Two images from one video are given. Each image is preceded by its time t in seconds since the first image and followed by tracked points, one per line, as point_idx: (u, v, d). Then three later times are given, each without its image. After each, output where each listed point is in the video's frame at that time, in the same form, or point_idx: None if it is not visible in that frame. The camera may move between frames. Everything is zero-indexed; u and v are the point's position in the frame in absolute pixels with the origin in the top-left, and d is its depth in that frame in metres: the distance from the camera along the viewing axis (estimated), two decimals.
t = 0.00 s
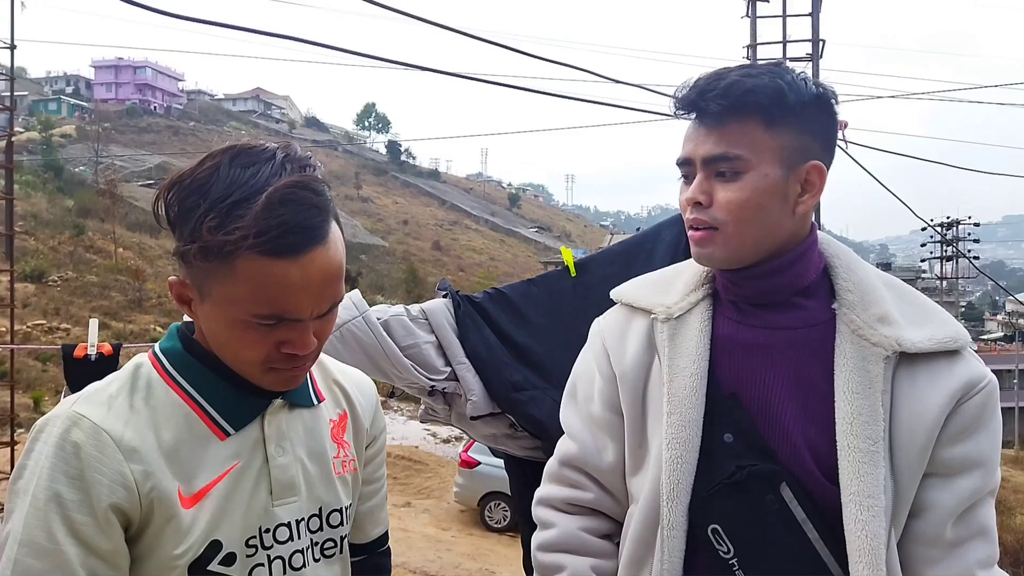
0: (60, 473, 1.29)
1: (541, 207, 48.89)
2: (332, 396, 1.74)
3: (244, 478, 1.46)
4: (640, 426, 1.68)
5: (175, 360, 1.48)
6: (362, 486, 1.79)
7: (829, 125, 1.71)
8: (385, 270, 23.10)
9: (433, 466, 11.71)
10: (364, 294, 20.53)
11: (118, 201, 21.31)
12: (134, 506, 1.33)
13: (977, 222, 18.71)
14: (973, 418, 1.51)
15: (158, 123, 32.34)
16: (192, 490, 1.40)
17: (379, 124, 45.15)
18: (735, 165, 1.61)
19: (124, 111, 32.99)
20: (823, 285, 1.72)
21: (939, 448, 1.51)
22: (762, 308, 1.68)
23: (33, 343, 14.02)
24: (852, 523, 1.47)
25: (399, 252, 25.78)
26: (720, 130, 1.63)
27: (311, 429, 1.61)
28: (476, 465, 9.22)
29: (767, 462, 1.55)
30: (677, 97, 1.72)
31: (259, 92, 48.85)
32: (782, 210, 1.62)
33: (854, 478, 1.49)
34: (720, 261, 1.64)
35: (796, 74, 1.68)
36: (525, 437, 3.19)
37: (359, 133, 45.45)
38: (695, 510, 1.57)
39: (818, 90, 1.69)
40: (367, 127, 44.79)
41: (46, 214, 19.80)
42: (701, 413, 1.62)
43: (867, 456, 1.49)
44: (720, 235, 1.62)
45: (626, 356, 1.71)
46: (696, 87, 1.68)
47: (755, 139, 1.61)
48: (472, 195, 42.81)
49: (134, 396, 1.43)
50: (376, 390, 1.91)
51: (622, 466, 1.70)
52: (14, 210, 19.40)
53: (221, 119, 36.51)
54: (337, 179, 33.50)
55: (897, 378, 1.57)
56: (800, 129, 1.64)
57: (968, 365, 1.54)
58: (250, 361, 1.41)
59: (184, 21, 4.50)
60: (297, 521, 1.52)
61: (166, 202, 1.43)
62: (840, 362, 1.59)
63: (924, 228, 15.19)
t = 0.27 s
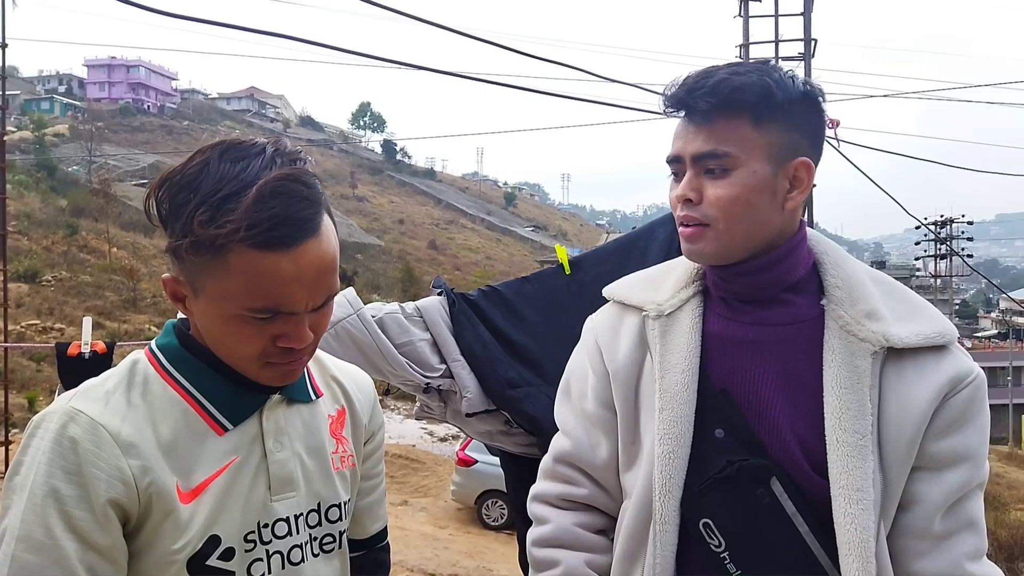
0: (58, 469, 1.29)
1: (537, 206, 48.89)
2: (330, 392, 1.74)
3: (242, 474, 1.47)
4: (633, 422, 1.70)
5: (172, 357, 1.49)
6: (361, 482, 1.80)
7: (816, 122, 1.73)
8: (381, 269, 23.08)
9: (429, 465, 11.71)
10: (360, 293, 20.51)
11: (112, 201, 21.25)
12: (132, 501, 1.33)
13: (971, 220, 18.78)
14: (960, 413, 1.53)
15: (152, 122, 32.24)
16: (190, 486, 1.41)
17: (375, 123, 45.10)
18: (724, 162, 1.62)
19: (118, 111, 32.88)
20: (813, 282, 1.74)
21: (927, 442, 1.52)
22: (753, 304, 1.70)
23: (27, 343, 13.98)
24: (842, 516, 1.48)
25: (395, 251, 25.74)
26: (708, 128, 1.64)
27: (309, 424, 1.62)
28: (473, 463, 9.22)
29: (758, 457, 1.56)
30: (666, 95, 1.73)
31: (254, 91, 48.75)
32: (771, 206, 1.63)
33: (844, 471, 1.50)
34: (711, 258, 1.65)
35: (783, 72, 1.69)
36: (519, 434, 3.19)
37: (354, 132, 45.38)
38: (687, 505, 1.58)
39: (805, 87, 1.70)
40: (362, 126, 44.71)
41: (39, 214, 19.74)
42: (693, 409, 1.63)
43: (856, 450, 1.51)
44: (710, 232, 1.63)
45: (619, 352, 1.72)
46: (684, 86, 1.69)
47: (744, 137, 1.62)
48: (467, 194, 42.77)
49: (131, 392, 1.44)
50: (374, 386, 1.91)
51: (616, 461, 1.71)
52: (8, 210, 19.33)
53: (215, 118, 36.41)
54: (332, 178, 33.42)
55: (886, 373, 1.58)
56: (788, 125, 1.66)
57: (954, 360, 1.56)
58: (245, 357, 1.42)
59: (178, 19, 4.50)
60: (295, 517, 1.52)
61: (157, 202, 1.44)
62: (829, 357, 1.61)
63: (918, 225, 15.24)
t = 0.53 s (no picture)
0: (52, 474, 1.29)
1: (531, 204, 48.93)
2: (325, 394, 1.74)
3: (238, 477, 1.47)
4: (625, 422, 1.70)
5: (165, 360, 1.48)
6: (357, 484, 1.80)
7: (802, 122, 1.73)
8: (374, 268, 23.06)
9: (424, 465, 11.71)
10: (353, 293, 20.47)
11: (105, 201, 21.16)
12: (127, 506, 1.33)
13: (963, 216, 18.86)
14: (950, 410, 1.53)
15: (144, 122, 32.12)
16: (185, 491, 1.40)
17: (368, 122, 45.01)
18: (712, 162, 1.62)
19: (110, 111, 32.75)
20: (802, 280, 1.74)
21: (917, 439, 1.53)
22: (745, 304, 1.70)
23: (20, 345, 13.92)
24: (833, 514, 1.49)
25: (389, 251, 25.71)
26: (697, 129, 1.64)
27: (305, 426, 1.62)
28: (468, 463, 9.23)
29: (750, 456, 1.57)
30: (654, 96, 1.73)
31: (246, 90, 48.60)
32: (760, 207, 1.64)
33: (835, 469, 1.51)
34: (700, 259, 1.65)
35: (770, 72, 1.70)
36: (513, 434, 3.21)
37: (347, 131, 45.30)
38: (681, 505, 1.58)
39: (791, 87, 1.71)
40: (355, 125, 44.61)
41: (31, 216, 19.64)
42: (685, 409, 1.63)
43: (846, 448, 1.51)
44: (701, 232, 1.63)
45: (611, 353, 1.73)
46: (673, 87, 1.69)
47: (732, 138, 1.63)
48: (461, 192, 42.75)
49: (125, 395, 1.44)
50: (369, 387, 1.91)
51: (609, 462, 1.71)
52: None
53: (208, 118, 36.28)
54: (326, 177, 33.34)
55: (875, 370, 1.59)
56: (775, 126, 1.66)
57: (943, 356, 1.57)
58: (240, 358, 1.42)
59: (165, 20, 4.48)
60: (291, 520, 1.52)
61: (145, 207, 1.44)
62: (819, 356, 1.61)
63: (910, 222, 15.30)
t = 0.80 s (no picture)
0: (47, 476, 1.29)
1: (524, 204, 48.99)
2: (320, 394, 1.75)
3: (233, 478, 1.48)
4: (612, 422, 1.72)
5: (160, 362, 1.49)
6: (352, 484, 1.81)
7: (802, 154, 1.73)
8: (368, 268, 23.06)
9: (417, 465, 11.72)
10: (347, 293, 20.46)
11: (97, 202, 21.09)
12: (122, 506, 1.34)
13: (954, 215, 18.96)
14: (931, 400, 1.55)
15: (136, 123, 32.05)
16: (180, 491, 1.41)
17: (361, 122, 44.98)
18: (700, 179, 1.62)
19: (102, 111, 32.65)
20: (783, 279, 1.76)
21: (900, 431, 1.55)
22: (726, 306, 1.72)
23: (12, 346, 13.86)
24: (816, 509, 1.51)
25: (382, 251, 25.70)
26: (696, 140, 1.62)
27: (299, 427, 1.63)
28: (461, 463, 9.24)
29: (737, 455, 1.59)
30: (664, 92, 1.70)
31: (239, 91, 48.51)
32: (738, 230, 1.64)
33: (817, 466, 1.53)
34: (669, 269, 1.67)
35: (785, 98, 1.67)
36: (506, 434, 3.24)
37: (341, 132, 45.26)
38: (672, 504, 1.60)
39: (802, 119, 1.69)
40: (349, 125, 44.58)
41: (23, 217, 19.57)
42: (672, 408, 1.65)
43: (826, 444, 1.54)
44: (674, 245, 1.64)
45: (597, 354, 1.74)
46: (687, 90, 1.66)
47: (728, 159, 1.62)
48: (455, 193, 42.77)
49: (119, 396, 1.44)
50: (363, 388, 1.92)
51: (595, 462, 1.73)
52: None
53: (201, 118, 36.20)
54: (319, 177, 33.29)
55: (856, 366, 1.61)
56: (772, 155, 1.66)
57: (923, 349, 1.59)
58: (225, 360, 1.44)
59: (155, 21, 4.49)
60: (285, 520, 1.53)
61: (139, 200, 1.44)
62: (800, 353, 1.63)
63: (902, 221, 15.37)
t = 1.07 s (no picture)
0: (40, 481, 1.29)
1: (521, 205, 48.96)
2: (315, 396, 1.74)
3: (228, 480, 1.47)
4: (589, 425, 1.72)
5: (154, 364, 1.48)
6: (348, 485, 1.80)
7: (759, 164, 1.69)
8: (365, 270, 23.03)
9: (416, 466, 11.71)
10: (344, 295, 20.43)
11: (93, 206, 21.04)
12: (116, 510, 1.33)
13: (950, 213, 18.97)
14: (893, 394, 1.55)
15: (131, 126, 32.00)
16: (175, 494, 1.40)
17: (357, 124, 44.92)
18: (656, 202, 1.58)
19: (97, 115, 32.60)
20: (751, 277, 1.74)
21: (861, 426, 1.55)
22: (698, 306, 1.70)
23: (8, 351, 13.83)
24: (776, 510, 1.52)
25: (379, 252, 25.67)
26: (648, 166, 1.57)
27: (294, 429, 1.62)
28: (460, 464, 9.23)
29: (708, 455, 1.63)
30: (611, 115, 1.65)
31: (235, 93, 48.42)
32: (699, 247, 1.62)
33: (774, 465, 1.55)
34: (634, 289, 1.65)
35: (733, 111, 1.63)
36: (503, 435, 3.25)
37: (337, 133, 45.22)
38: (646, 506, 1.63)
39: (753, 131, 1.65)
40: (345, 126, 44.52)
41: (18, 221, 19.52)
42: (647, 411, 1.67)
43: (782, 443, 1.55)
44: (636, 268, 1.62)
45: (575, 355, 1.74)
46: (633, 114, 1.60)
47: (682, 180, 1.58)
48: (451, 193, 42.74)
49: (114, 400, 1.43)
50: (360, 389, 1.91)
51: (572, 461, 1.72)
52: None
53: (196, 121, 36.14)
54: (315, 179, 33.25)
55: (817, 364, 1.61)
56: (727, 170, 1.62)
57: (885, 344, 1.58)
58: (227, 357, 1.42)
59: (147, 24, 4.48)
60: (282, 522, 1.53)
61: (124, 213, 1.43)
62: (763, 352, 1.63)
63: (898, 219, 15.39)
